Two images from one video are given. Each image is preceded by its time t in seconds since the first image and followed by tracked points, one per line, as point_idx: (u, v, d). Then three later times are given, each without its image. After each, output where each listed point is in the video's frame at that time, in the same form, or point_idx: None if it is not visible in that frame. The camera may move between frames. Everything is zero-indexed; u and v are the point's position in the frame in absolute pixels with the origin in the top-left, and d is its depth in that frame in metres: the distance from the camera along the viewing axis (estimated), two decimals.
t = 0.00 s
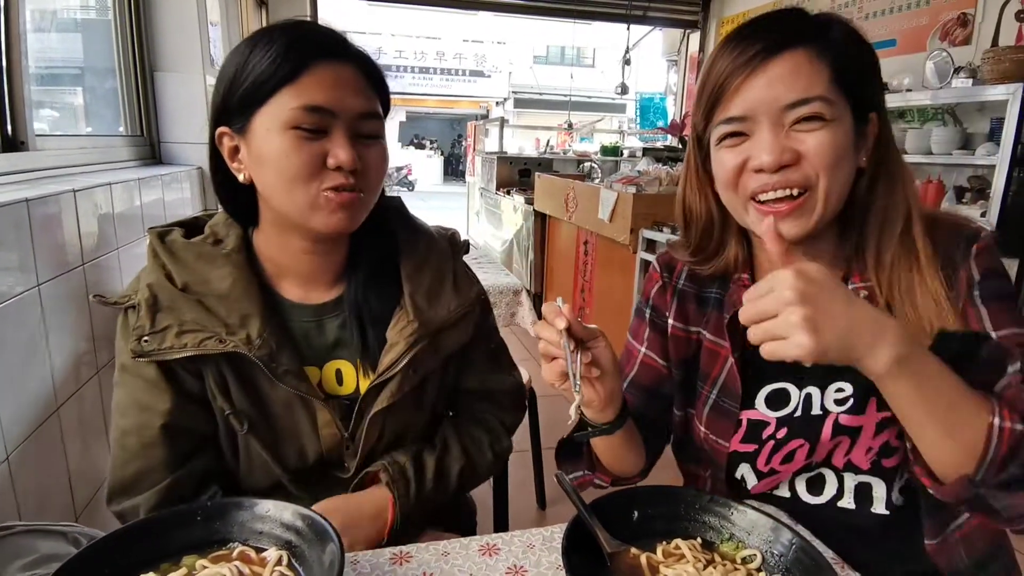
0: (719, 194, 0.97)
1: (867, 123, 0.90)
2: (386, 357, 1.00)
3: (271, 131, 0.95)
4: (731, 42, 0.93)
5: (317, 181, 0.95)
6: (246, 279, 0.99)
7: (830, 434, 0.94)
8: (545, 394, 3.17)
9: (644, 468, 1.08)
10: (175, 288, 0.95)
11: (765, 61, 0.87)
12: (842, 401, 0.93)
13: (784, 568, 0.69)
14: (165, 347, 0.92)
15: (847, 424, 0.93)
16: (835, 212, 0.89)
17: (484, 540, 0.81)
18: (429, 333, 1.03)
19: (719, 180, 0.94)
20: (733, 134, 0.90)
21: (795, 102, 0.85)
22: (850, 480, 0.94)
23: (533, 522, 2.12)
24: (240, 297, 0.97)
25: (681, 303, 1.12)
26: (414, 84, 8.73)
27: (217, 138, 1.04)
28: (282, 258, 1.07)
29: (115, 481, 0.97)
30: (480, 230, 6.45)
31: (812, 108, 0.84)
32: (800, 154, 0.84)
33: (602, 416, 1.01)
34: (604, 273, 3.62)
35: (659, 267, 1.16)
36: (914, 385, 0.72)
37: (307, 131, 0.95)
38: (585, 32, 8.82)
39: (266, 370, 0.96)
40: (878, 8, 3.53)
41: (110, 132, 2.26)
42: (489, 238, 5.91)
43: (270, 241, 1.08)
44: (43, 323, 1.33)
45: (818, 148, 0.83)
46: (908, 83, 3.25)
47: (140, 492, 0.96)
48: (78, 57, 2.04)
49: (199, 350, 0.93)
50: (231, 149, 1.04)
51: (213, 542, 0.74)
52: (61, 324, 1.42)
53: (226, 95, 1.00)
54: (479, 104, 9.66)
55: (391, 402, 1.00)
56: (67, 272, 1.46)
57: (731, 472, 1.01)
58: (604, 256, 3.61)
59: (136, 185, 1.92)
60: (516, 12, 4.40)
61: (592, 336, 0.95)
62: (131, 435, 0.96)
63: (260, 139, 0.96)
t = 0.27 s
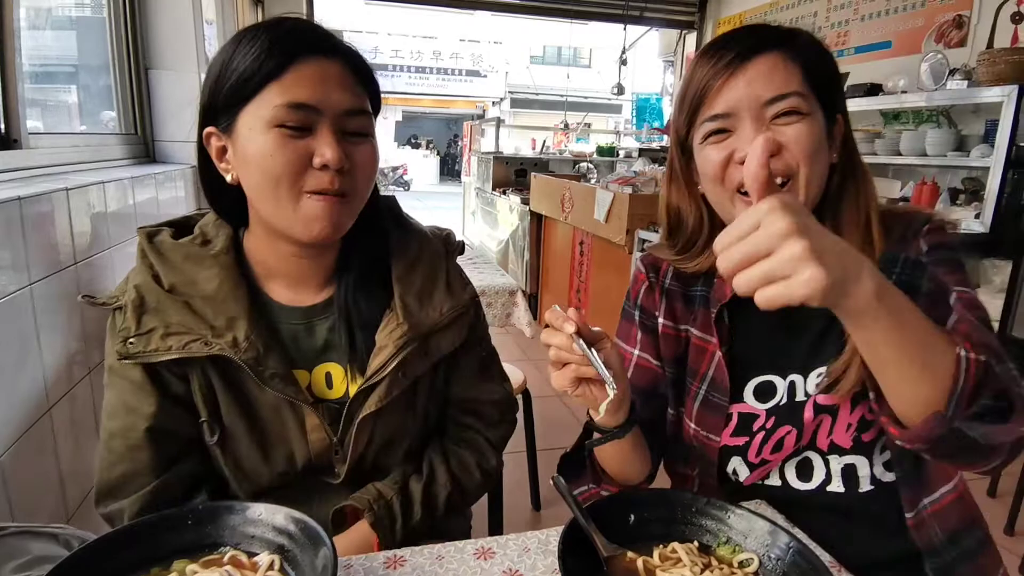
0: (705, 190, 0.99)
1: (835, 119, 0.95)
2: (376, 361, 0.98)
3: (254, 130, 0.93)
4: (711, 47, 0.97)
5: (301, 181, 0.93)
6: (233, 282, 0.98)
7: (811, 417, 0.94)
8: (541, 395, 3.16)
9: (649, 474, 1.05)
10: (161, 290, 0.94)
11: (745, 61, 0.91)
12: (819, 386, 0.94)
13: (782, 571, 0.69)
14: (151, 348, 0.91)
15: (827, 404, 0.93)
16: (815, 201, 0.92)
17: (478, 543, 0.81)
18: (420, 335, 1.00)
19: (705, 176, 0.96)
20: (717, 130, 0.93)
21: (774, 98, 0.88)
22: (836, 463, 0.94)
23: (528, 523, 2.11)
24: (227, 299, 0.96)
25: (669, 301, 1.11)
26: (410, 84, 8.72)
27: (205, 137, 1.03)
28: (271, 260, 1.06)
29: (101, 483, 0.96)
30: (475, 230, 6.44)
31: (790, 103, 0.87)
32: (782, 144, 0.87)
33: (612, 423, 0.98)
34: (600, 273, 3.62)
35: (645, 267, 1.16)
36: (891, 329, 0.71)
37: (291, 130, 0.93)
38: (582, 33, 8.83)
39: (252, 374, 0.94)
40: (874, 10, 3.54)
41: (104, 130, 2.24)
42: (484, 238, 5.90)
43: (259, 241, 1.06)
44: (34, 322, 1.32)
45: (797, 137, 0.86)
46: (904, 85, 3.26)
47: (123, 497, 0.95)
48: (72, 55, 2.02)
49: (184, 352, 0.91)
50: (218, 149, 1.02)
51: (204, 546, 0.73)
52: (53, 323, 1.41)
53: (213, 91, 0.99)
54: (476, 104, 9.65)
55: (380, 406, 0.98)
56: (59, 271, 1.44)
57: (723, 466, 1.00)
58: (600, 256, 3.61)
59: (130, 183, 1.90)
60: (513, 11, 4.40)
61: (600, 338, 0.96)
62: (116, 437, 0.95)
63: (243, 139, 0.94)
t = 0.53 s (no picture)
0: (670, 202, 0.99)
1: (786, 125, 0.97)
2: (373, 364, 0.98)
3: (256, 131, 0.93)
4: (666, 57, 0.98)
5: (301, 182, 0.93)
6: (231, 281, 0.98)
7: (785, 417, 0.94)
8: (536, 395, 3.17)
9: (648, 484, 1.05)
10: (159, 288, 0.94)
11: (699, 70, 0.92)
12: (789, 386, 0.95)
13: (778, 569, 0.69)
14: (148, 347, 0.91)
15: (799, 404, 0.94)
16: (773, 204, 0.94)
17: (476, 541, 0.81)
18: (418, 335, 1.00)
19: (667, 188, 0.96)
20: (675, 140, 0.94)
21: (726, 107, 0.90)
22: (811, 464, 0.95)
23: (523, 523, 2.11)
24: (225, 298, 0.96)
25: (644, 308, 1.09)
26: (405, 84, 8.72)
27: (205, 134, 1.02)
28: (269, 258, 1.05)
29: (99, 483, 0.96)
30: (469, 231, 6.44)
31: (742, 111, 0.89)
32: (738, 150, 0.89)
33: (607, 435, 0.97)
34: (594, 274, 3.63)
35: (616, 278, 1.13)
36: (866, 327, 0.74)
37: (293, 131, 0.92)
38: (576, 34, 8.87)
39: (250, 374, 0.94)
40: (866, 13, 3.56)
41: (96, 129, 2.23)
42: (479, 239, 5.91)
43: (258, 240, 1.05)
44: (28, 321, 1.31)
45: (751, 143, 0.88)
46: (896, 87, 3.29)
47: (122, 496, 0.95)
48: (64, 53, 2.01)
49: (181, 351, 0.91)
50: (218, 146, 1.02)
51: (201, 544, 0.72)
52: (46, 322, 1.40)
53: (215, 91, 0.99)
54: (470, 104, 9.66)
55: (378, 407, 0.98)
56: (52, 270, 1.43)
57: (703, 470, 1.01)
58: (594, 257, 3.62)
59: (123, 182, 1.89)
60: (508, 12, 4.42)
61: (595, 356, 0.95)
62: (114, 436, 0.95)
63: (246, 139, 0.94)
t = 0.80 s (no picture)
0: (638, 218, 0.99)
1: (747, 129, 0.98)
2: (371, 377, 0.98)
3: (258, 134, 0.93)
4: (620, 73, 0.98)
5: (300, 184, 0.93)
6: (231, 287, 0.98)
7: (764, 424, 0.95)
8: (532, 397, 3.17)
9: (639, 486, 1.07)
10: (160, 291, 0.94)
11: (653, 89, 0.92)
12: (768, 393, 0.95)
13: (772, 568, 0.69)
14: (147, 350, 0.91)
15: (777, 411, 0.94)
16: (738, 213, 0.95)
17: (474, 541, 0.81)
18: (417, 350, 1.00)
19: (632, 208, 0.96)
20: (637, 160, 0.93)
21: (686, 125, 0.90)
22: (795, 470, 0.95)
23: (518, 524, 2.12)
24: (225, 304, 0.96)
25: (620, 326, 1.09)
26: (402, 85, 8.73)
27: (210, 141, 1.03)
28: (268, 265, 1.06)
29: (97, 483, 0.96)
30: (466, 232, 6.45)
31: (703, 129, 0.89)
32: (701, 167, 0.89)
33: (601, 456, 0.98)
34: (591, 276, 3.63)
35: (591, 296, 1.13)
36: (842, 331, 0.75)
37: (295, 134, 0.93)
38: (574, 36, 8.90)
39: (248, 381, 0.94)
40: (861, 18, 3.59)
41: (92, 128, 2.23)
42: (476, 240, 5.91)
43: (260, 247, 1.05)
44: (24, 319, 1.31)
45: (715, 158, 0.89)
46: (890, 92, 3.31)
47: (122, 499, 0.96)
48: (61, 52, 2.01)
49: (180, 356, 0.91)
50: (222, 152, 1.02)
51: (199, 543, 0.73)
52: (42, 321, 1.40)
53: (218, 97, 0.99)
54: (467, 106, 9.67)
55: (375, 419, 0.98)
56: (48, 269, 1.43)
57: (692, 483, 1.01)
58: (590, 259, 3.62)
59: (120, 181, 1.89)
60: (506, 14, 4.43)
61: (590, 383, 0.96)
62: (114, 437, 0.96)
63: (248, 142, 0.94)
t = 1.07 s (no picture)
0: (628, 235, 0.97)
1: (734, 137, 0.98)
2: (361, 396, 0.97)
3: (246, 155, 0.93)
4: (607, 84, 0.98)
5: (287, 209, 0.93)
6: (224, 301, 0.98)
7: (759, 440, 0.95)
8: (531, 398, 3.17)
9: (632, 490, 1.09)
10: (154, 304, 0.95)
11: (638, 103, 0.91)
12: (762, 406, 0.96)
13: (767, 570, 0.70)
14: (140, 364, 0.91)
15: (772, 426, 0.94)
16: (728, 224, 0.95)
17: (472, 543, 0.81)
18: (407, 369, 0.98)
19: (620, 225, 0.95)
20: (623, 176, 0.93)
21: (673, 140, 0.89)
22: (790, 481, 0.96)
23: (517, 525, 2.12)
24: (218, 319, 0.96)
25: (612, 338, 1.09)
26: (402, 86, 8.74)
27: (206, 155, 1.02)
28: (260, 277, 1.05)
29: (94, 489, 0.96)
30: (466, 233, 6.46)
31: (689, 143, 0.89)
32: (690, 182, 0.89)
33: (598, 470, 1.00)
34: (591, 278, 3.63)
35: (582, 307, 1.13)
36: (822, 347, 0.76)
37: (282, 157, 0.92)
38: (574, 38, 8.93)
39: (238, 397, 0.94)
40: (860, 22, 3.60)
41: (93, 128, 2.23)
42: (475, 241, 5.92)
43: (255, 263, 1.05)
44: (24, 320, 1.32)
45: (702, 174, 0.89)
46: (889, 95, 3.32)
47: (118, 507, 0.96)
48: (61, 52, 2.02)
49: (171, 371, 0.91)
50: (216, 167, 1.01)
51: (200, 544, 0.73)
52: (42, 323, 1.40)
53: (212, 113, 1.00)
54: (467, 107, 9.69)
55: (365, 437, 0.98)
56: (48, 270, 1.44)
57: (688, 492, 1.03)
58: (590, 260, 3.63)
59: (119, 183, 1.90)
60: (506, 15, 4.45)
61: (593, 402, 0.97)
62: (111, 444, 0.96)
63: (237, 163, 0.94)
